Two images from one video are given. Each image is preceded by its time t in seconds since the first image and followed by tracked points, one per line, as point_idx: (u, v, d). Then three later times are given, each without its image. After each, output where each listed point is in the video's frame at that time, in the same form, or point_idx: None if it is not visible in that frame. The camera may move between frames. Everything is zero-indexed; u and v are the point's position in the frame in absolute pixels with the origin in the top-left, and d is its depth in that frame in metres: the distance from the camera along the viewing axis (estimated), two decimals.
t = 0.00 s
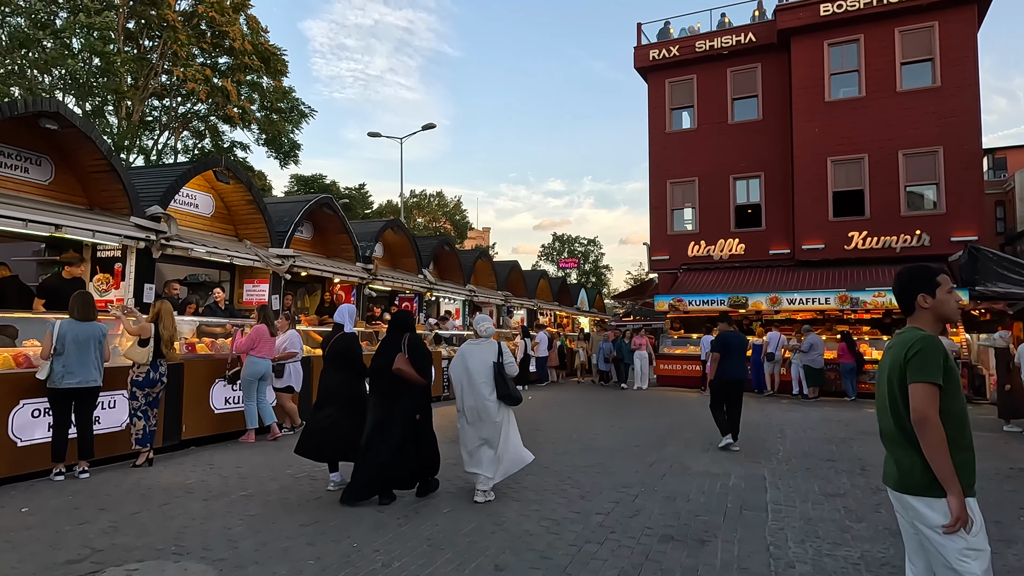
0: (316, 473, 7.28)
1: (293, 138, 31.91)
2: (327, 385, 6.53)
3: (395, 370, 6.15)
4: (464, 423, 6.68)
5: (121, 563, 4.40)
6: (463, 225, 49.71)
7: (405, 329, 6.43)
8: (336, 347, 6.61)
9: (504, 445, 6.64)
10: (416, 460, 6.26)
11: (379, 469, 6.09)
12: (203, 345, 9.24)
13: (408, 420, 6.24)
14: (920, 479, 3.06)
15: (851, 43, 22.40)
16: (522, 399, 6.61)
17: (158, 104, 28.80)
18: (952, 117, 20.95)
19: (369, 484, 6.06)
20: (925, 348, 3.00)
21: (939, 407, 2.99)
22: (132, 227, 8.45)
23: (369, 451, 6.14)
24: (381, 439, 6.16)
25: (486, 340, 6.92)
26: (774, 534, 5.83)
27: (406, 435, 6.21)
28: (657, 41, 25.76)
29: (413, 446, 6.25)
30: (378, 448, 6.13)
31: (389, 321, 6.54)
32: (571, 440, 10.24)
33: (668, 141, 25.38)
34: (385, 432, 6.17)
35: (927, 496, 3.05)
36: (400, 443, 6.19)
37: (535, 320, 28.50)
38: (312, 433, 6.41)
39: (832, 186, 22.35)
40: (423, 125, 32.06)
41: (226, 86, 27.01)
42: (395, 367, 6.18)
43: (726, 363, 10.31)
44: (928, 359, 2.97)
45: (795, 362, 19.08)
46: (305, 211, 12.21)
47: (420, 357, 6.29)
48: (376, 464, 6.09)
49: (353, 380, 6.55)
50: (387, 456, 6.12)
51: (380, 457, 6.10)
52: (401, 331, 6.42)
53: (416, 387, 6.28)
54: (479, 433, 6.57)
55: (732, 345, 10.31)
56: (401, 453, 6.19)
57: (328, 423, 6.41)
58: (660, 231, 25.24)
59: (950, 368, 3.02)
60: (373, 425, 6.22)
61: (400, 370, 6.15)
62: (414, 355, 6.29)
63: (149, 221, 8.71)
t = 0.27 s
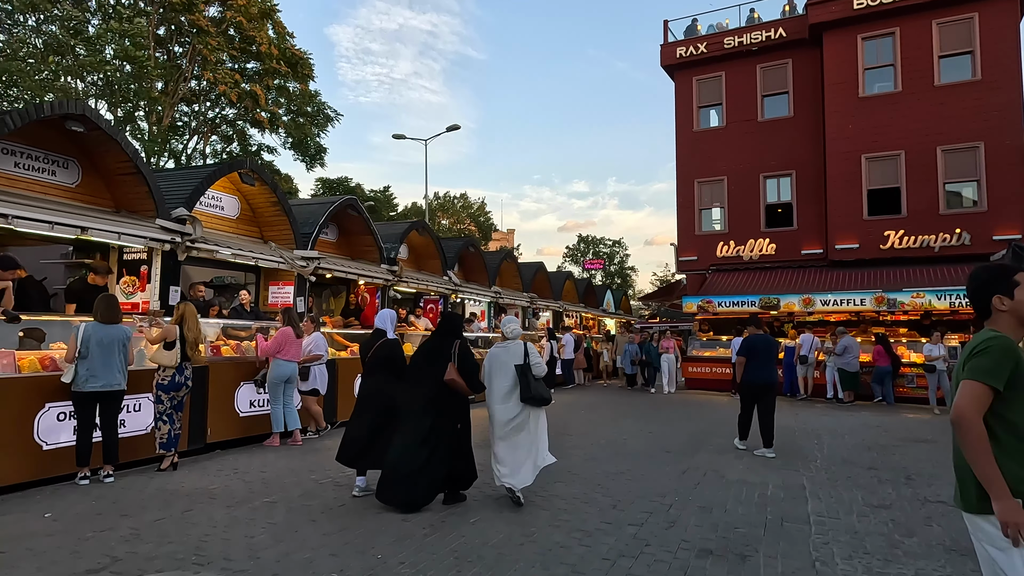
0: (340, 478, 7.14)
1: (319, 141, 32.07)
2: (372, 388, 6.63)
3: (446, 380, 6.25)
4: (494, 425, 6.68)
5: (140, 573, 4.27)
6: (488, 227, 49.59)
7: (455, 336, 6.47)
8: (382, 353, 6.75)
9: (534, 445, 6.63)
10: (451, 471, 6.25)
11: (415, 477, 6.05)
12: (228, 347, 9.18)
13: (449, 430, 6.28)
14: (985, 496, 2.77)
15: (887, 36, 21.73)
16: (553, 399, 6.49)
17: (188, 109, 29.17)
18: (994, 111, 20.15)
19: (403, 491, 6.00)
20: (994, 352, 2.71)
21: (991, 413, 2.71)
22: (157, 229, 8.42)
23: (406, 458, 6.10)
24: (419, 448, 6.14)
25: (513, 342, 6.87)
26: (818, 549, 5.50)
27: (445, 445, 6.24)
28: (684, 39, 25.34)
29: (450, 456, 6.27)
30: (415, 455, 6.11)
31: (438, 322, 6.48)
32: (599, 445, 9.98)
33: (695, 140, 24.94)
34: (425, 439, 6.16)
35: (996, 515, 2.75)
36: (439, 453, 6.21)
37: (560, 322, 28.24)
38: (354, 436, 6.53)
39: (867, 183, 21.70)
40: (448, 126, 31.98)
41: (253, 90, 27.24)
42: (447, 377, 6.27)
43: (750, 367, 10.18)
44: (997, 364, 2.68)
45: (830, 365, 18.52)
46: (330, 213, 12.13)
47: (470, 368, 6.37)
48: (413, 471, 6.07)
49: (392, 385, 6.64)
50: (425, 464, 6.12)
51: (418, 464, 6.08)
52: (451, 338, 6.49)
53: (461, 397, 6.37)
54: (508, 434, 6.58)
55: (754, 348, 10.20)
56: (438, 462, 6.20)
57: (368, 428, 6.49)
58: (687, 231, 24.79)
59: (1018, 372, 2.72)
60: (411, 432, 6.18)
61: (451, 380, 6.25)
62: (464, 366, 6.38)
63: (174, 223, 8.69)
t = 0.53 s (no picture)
0: (360, 483, 7.02)
1: (341, 144, 32.21)
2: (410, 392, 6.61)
3: (485, 382, 6.33)
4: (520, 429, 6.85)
5: None
6: (508, 228, 49.50)
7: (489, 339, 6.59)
8: (421, 354, 6.71)
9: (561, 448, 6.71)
10: (493, 476, 6.27)
11: (456, 483, 6.12)
12: (250, 350, 9.10)
13: (486, 434, 6.36)
14: None
15: (918, 31, 21.16)
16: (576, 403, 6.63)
17: (212, 114, 29.52)
18: None
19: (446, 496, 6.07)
20: None
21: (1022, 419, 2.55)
22: (180, 231, 8.45)
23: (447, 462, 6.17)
24: (459, 452, 6.21)
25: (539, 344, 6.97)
26: (858, 563, 5.23)
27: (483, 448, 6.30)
28: (708, 37, 24.99)
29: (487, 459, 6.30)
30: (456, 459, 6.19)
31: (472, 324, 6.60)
32: (625, 450, 9.77)
33: (719, 139, 24.55)
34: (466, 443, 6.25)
35: None
36: (478, 457, 6.26)
37: (582, 324, 27.99)
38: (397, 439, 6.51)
39: (897, 182, 21.14)
40: (468, 128, 31.94)
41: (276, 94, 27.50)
42: (486, 379, 6.34)
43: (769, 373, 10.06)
44: None
45: (859, 368, 18.03)
46: (351, 215, 12.08)
47: (506, 371, 6.52)
48: (455, 476, 6.15)
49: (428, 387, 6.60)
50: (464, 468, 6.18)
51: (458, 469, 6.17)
52: (484, 340, 6.59)
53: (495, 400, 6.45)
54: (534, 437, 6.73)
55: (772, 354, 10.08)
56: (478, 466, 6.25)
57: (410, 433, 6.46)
58: (711, 232, 24.41)
59: None
60: (450, 433, 6.25)
61: (490, 383, 6.32)
62: (501, 369, 6.50)
63: (196, 226, 8.71)
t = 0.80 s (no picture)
0: (372, 486, 6.87)
1: (358, 145, 32.24)
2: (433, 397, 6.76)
3: (501, 382, 6.21)
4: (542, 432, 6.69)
5: None
6: (525, 229, 49.35)
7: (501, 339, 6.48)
8: (443, 355, 6.92)
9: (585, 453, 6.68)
10: (517, 477, 6.17)
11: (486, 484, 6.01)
12: (263, 351, 9.00)
13: (510, 434, 6.26)
14: None
15: (944, 25, 20.63)
16: (601, 407, 6.64)
17: (231, 116, 29.73)
18: None
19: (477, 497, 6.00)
20: None
21: None
22: (192, 231, 8.35)
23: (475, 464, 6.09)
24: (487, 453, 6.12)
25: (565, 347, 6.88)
26: None
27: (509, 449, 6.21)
28: (727, 33, 24.63)
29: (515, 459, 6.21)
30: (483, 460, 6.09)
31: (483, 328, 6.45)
32: (643, 453, 9.54)
33: (739, 137, 24.17)
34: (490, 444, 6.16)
35: None
36: (502, 458, 6.17)
37: (599, 324, 27.71)
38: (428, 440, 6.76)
39: (923, 179, 20.62)
40: (484, 128, 31.83)
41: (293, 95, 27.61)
42: (501, 379, 6.23)
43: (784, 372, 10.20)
44: None
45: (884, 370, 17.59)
46: (365, 214, 11.97)
47: (521, 370, 6.35)
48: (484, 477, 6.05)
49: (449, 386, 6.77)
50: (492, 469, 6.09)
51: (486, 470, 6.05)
52: (498, 342, 6.47)
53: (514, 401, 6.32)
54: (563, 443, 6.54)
55: (785, 353, 10.26)
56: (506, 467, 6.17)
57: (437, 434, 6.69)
58: (731, 231, 24.03)
59: None
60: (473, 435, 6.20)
61: (506, 383, 6.20)
62: (516, 368, 6.34)
63: (209, 225, 8.63)
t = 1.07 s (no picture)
0: (378, 488, 6.70)
1: (374, 144, 32.20)
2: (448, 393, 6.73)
3: (499, 378, 6.16)
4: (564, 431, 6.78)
5: None
6: (540, 228, 49.12)
7: (502, 336, 6.48)
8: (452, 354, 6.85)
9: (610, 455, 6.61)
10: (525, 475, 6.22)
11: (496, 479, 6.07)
12: (270, 350, 8.90)
13: (522, 428, 6.30)
14: None
15: (970, 17, 20.07)
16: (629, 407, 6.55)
17: (247, 116, 29.85)
18: None
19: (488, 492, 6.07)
20: None
21: None
22: (199, 228, 8.26)
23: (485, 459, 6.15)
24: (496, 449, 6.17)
25: (589, 348, 6.86)
26: None
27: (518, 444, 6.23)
28: (745, 28, 24.22)
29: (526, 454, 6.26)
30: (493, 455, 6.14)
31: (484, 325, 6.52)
32: (658, 455, 9.29)
33: (757, 134, 23.75)
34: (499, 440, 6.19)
35: None
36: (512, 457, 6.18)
37: (615, 324, 27.43)
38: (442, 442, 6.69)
39: (947, 175, 20.08)
40: (499, 127, 31.64)
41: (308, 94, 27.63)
42: (498, 375, 6.18)
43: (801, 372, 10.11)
44: None
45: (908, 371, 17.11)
46: (375, 212, 11.83)
47: (523, 363, 6.27)
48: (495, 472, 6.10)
49: (461, 385, 6.74)
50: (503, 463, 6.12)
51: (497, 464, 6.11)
52: (500, 338, 6.48)
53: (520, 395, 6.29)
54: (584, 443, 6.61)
55: (803, 353, 10.18)
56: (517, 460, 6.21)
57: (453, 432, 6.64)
58: (749, 229, 23.61)
59: None
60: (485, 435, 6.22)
61: (505, 378, 6.14)
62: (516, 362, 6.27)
63: (216, 223, 8.53)
